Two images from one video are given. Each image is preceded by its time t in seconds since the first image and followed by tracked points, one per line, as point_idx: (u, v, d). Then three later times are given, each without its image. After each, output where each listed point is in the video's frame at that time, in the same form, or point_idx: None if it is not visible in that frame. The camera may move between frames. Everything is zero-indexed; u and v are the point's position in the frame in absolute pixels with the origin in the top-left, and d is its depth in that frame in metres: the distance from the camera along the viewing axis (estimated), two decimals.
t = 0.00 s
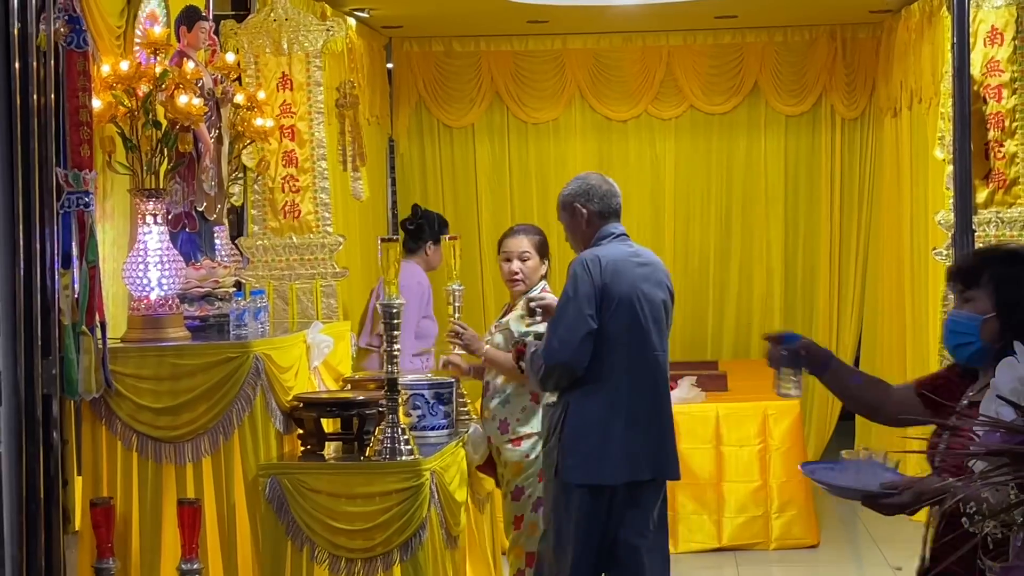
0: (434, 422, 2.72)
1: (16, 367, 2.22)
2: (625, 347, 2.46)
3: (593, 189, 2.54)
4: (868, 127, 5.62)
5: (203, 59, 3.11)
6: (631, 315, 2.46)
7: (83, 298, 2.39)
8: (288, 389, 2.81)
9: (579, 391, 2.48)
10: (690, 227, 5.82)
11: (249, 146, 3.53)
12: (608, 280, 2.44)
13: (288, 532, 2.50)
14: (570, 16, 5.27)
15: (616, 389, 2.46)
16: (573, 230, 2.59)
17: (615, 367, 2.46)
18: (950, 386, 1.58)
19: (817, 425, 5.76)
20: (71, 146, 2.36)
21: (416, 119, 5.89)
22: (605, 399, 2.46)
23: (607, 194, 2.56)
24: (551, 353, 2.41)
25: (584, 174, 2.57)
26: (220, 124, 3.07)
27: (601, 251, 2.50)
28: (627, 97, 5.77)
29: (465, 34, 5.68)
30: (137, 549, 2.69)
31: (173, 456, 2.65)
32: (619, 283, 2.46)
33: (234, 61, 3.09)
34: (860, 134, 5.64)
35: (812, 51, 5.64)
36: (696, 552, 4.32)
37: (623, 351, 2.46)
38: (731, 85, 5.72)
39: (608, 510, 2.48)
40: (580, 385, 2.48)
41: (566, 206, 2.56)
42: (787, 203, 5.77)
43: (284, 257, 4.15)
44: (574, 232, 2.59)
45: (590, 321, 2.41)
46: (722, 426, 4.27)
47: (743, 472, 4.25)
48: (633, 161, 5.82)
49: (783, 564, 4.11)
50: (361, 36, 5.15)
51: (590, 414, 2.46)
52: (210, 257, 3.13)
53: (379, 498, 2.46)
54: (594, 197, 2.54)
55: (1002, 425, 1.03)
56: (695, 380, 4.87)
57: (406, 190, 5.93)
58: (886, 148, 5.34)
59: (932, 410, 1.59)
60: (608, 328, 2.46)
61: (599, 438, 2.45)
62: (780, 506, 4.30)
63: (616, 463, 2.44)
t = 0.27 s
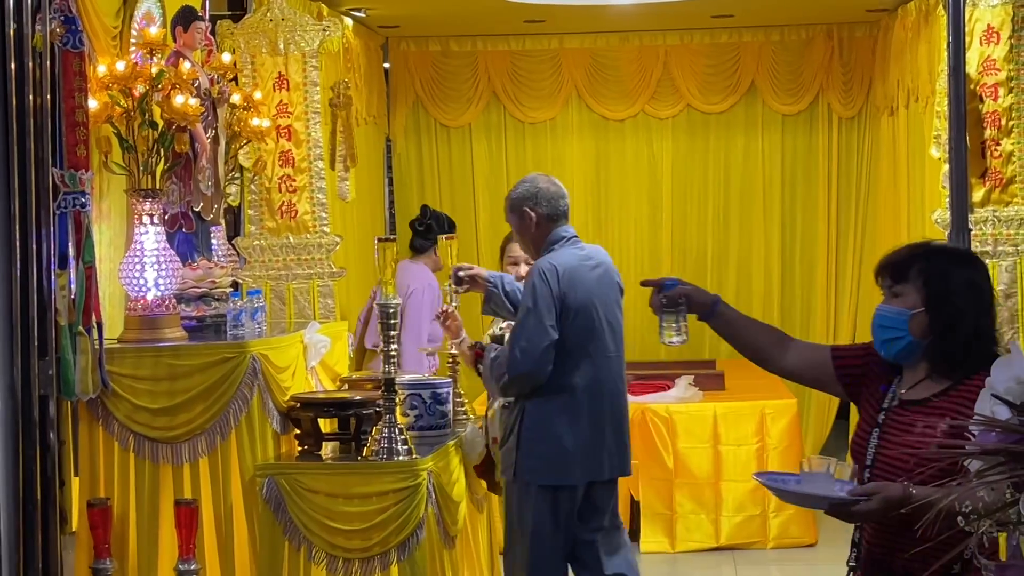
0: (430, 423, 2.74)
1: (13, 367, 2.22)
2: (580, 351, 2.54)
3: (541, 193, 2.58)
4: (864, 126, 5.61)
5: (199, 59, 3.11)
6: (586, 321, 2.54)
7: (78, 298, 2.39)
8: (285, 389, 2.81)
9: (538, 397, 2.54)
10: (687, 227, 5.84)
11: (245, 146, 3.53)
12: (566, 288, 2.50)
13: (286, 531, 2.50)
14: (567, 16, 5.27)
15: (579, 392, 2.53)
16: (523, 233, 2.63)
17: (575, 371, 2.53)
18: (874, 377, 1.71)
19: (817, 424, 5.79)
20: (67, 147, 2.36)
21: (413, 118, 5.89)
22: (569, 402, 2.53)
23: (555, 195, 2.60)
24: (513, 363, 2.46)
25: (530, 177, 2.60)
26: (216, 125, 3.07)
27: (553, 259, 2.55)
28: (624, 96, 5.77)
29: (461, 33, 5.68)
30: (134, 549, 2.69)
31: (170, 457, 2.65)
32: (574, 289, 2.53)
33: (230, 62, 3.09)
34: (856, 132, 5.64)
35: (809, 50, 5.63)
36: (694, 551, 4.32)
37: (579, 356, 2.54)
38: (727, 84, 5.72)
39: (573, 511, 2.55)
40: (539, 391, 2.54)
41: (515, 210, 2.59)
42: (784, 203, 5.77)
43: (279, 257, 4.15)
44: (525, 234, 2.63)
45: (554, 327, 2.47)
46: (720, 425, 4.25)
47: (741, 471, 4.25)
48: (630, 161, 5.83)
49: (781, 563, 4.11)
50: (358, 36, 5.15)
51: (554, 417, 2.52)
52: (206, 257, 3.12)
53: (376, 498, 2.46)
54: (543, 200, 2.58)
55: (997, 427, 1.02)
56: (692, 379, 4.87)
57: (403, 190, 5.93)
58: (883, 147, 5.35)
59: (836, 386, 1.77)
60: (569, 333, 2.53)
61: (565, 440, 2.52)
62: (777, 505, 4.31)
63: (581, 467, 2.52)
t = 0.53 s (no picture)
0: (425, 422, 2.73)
1: (7, 368, 2.23)
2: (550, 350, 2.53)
3: (501, 191, 2.53)
4: (859, 125, 5.62)
5: (194, 60, 3.11)
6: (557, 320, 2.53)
7: (73, 299, 2.36)
8: (280, 390, 2.81)
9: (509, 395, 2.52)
10: (682, 225, 5.84)
11: (239, 146, 3.53)
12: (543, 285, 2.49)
13: (281, 532, 2.50)
14: (562, 15, 5.28)
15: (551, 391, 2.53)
16: (482, 232, 2.58)
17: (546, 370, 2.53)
18: (817, 375, 1.54)
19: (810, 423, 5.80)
20: (60, 148, 2.35)
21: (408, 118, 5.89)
22: (541, 402, 2.52)
23: (512, 193, 2.54)
24: (486, 360, 2.45)
25: (491, 175, 2.55)
26: (210, 125, 3.07)
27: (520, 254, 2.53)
28: (618, 96, 5.78)
29: (457, 33, 5.68)
30: (129, 551, 2.68)
31: (165, 458, 2.65)
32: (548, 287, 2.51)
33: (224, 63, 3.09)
34: (851, 132, 5.64)
35: (803, 50, 5.63)
36: (689, 551, 4.30)
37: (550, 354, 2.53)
38: (722, 84, 5.72)
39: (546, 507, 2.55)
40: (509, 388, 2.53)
41: (475, 210, 2.54)
42: (779, 202, 5.78)
43: (274, 258, 4.19)
44: (484, 233, 2.58)
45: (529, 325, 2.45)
46: (714, 424, 4.28)
47: (736, 471, 4.27)
48: (626, 160, 5.84)
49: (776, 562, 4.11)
50: (353, 36, 5.15)
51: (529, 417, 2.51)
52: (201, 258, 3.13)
53: (371, 498, 2.46)
54: (501, 199, 2.53)
55: (990, 425, 1.02)
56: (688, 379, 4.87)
57: (398, 190, 5.91)
58: (877, 147, 5.36)
59: (775, 375, 1.57)
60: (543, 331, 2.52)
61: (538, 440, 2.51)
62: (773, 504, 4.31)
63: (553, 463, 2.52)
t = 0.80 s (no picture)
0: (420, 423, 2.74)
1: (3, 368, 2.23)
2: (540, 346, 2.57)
3: (477, 191, 2.53)
4: (852, 124, 5.62)
5: (188, 60, 3.12)
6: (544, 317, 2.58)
7: (67, 301, 2.39)
8: (275, 390, 2.81)
9: (502, 390, 2.54)
10: (676, 224, 5.84)
11: (233, 146, 3.54)
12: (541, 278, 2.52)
13: (276, 532, 2.51)
14: (556, 15, 5.28)
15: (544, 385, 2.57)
16: (458, 233, 2.57)
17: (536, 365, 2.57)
18: (768, 380, 1.58)
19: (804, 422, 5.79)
20: (55, 149, 2.36)
21: (402, 118, 5.89)
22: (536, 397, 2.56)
23: (488, 192, 2.55)
24: (494, 351, 2.46)
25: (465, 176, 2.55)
26: (205, 126, 3.07)
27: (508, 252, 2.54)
28: (612, 95, 5.78)
29: (450, 33, 5.68)
30: (124, 551, 2.68)
31: (160, 458, 2.65)
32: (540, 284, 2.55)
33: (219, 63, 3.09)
34: (844, 130, 5.65)
35: (797, 49, 5.64)
36: (684, 550, 4.31)
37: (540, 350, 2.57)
38: (715, 83, 5.73)
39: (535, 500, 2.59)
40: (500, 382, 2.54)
41: (452, 212, 2.52)
42: (772, 201, 5.79)
43: (268, 258, 4.18)
44: (460, 235, 2.57)
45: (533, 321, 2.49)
46: (709, 424, 4.28)
47: (730, 469, 4.27)
48: (619, 159, 5.84)
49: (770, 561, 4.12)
50: (346, 36, 5.15)
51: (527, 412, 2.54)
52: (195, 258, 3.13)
53: (365, 498, 2.47)
54: (478, 197, 2.53)
55: (980, 426, 1.03)
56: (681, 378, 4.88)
57: (393, 190, 5.92)
58: (870, 145, 5.37)
59: (726, 373, 1.62)
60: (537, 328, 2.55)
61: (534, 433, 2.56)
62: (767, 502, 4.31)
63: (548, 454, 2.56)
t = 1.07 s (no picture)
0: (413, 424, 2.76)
1: None
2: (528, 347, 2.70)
3: (453, 192, 2.67)
4: (846, 124, 5.64)
5: (181, 62, 3.12)
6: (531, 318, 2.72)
7: (60, 302, 2.37)
8: (267, 392, 2.81)
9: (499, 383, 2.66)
10: (669, 223, 5.84)
11: (226, 148, 3.54)
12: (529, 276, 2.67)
13: (268, 533, 2.50)
14: (548, 15, 5.28)
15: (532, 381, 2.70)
16: (436, 238, 2.70)
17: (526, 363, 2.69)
18: (736, 377, 1.65)
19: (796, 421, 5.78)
20: (48, 150, 2.36)
21: (394, 118, 5.88)
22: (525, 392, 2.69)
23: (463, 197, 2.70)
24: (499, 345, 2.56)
25: (440, 179, 2.69)
26: (197, 127, 3.07)
27: (493, 252, 2.69)
28: (605, 95, 5.79)
29: (444, 33, 5.68)
30: (117, 551, 2.68)
31: (152, 459, 2.65)
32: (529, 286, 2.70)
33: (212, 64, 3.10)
34: (837, 130, 5.66)
35: (789, 49, 5.65)
36: (677, 549, 4.32)
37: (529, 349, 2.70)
38: (708, 84, 5.73)
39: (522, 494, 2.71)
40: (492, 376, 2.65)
41: (432, 214, 2.66)
42: (764, 200, 5.79)
43: (261, 258, 4.16)
44: (439, 239, 2.70)
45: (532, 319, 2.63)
46: (701, 425, 4.28)
47: (723, 469, 4.28)
48: (612, 158, 5.84)
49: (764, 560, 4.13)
50: (339, 36, 5.15)
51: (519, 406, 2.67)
52: (188, 259, 3.13)
53: (358, 498, 2.48)
54: (455, 199, 2.67)
55: (971, 428, 1.03)
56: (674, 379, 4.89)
57: (385, 190, 5.91)
58: (863, 146, 5.36)
59: (693, 375, 1.69)
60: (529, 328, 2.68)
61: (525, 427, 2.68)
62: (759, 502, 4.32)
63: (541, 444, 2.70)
